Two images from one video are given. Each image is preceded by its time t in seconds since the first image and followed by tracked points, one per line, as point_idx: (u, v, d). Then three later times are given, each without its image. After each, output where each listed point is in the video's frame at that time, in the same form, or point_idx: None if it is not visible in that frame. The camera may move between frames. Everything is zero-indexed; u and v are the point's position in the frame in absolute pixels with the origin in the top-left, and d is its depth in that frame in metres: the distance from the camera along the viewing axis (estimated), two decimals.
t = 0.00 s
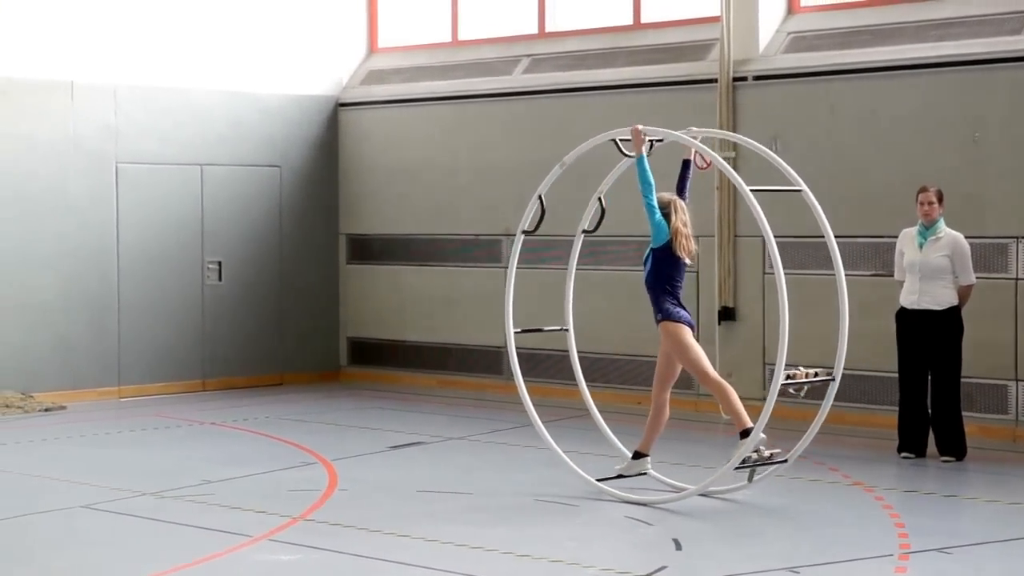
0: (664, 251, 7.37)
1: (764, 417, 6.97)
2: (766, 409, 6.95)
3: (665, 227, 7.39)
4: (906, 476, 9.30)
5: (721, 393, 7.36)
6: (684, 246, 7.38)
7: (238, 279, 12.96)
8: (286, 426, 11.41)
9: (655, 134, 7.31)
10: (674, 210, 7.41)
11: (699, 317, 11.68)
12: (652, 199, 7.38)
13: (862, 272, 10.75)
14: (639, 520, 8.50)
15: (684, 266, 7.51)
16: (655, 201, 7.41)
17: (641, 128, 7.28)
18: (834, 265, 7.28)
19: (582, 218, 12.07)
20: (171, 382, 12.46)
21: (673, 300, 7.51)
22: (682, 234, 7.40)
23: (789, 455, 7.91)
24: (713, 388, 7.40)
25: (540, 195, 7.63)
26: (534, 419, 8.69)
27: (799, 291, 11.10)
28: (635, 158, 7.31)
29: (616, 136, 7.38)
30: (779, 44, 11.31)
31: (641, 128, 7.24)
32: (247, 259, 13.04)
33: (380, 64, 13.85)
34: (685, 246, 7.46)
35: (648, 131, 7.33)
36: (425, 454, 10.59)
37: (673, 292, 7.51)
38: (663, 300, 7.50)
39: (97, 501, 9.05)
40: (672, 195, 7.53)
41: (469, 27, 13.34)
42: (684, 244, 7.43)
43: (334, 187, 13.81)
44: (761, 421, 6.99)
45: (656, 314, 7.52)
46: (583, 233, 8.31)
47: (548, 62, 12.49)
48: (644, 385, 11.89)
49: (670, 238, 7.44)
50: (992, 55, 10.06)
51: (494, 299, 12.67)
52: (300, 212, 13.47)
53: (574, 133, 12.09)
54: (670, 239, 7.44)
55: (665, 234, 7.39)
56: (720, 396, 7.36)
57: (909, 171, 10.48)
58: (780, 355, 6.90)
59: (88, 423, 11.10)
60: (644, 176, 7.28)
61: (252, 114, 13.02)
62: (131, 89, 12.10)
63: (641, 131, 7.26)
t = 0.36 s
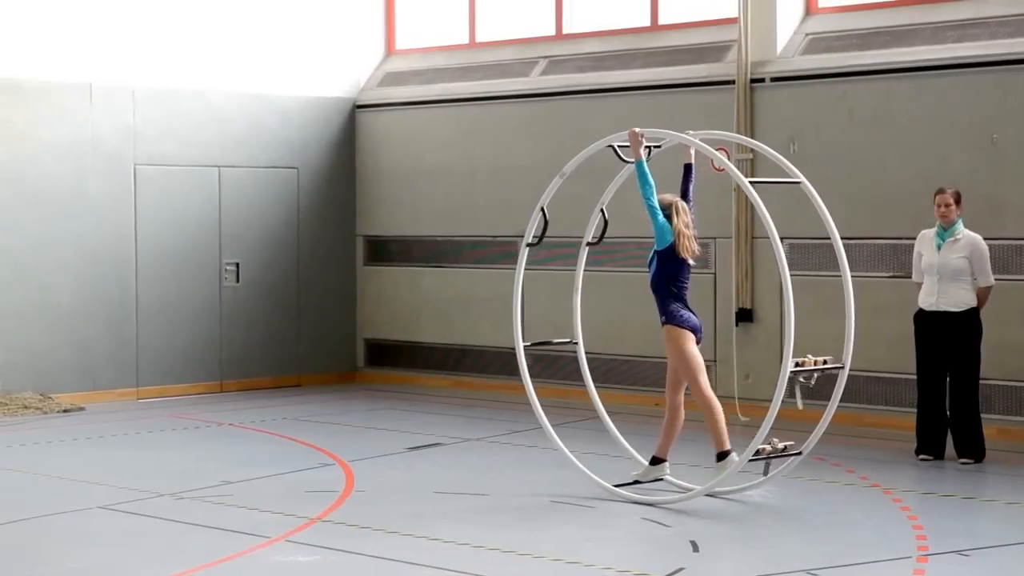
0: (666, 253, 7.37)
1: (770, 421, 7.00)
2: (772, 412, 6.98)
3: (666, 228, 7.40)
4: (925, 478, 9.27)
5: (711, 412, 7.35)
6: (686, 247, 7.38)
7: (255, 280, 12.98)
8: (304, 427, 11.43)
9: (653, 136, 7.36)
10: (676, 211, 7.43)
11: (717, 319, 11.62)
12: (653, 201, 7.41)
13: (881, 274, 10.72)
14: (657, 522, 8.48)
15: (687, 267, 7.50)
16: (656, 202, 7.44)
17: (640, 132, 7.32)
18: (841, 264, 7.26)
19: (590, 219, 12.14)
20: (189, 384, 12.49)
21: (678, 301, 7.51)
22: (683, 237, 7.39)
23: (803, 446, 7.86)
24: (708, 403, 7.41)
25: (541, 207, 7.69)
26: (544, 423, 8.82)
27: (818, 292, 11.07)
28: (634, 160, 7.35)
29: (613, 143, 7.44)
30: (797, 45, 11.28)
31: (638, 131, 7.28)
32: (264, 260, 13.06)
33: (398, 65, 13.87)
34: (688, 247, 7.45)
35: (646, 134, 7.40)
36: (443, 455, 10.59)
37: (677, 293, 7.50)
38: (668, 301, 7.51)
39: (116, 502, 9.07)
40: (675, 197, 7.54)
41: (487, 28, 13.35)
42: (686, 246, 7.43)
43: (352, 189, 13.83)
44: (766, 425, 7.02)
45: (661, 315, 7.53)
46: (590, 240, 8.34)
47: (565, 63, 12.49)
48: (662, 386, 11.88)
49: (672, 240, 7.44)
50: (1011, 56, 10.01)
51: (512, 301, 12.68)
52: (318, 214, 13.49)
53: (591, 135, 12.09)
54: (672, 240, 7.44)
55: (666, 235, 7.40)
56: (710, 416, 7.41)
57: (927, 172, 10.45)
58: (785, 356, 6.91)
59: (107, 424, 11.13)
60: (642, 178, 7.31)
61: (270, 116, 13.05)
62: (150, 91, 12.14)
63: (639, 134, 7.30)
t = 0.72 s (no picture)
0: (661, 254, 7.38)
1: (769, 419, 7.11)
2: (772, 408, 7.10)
3: (662, 231, 7.41)
4: (936, 479, 9.26)
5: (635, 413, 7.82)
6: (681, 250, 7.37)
7: (265, 280, 13.00)
8: (314, 427, 11.44)
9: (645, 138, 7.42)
10: (672, 215, 7.46)
11: (727, 320, 11.60)
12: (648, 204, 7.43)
13: (891, 274, 10.71)
14: (666, 522, 8.47)
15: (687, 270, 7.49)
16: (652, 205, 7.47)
17: (632, 134, 7.41)
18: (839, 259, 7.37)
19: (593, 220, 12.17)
20: (199, 384, 12.50)
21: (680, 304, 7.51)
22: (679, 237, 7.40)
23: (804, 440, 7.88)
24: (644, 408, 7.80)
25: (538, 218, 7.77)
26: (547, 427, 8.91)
27: (829, 293, 11.04)
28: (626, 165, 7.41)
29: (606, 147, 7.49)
30: (807, 45, 11.27)
31: (629, 134, 7.34)
32: (274, 261, 13.07)
33: (408, 65, 13.88)
34: (685, 250, 7.45)
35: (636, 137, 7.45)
36: (453, 455, 10.60)
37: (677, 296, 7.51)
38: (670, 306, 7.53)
39: (127, 502, 9.08)
40: (673, 200, 7.56)
41: (497, 29, 13.35)
42: (683, 249, 7.43)
43: (362, 189, 13.84)
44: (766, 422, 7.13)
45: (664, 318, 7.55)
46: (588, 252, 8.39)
47: (575, 64, 12.50)
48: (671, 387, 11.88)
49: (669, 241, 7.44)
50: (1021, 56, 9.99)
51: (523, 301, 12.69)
52: (328, 214, 13.50)
53: (602, 135, 12.09)
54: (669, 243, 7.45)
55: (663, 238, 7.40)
56: (632, 405, 7.97)
57: (937, 172, 10.43)
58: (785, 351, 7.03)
59: (118, 424, 11.14)
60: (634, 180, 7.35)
61: (281, 116, 13.06)
62: (160, 92, 12.16)
63: (631, 137, 7.35)
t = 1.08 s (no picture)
0: (657, 254, 7.37)
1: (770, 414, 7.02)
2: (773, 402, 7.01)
3: (660, 231, 7.39)
4: (948, 480, 9.24)
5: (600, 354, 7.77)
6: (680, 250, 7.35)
7: (276, 281, 13.01)
8: (325, 427, 11.45)
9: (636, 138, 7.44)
10: (670, 215, 7.45)
11: (738, 320, 11.58)
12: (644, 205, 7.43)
13: (903, 275, 10.69)
14: (677, 522, 8.46)
15: (687, 269, 7.44)
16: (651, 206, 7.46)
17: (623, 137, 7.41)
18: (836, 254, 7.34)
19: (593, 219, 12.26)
20: (210, 384, 12.51)
21: (680, 304, 7.48)
22: (678, 237, 7.38)
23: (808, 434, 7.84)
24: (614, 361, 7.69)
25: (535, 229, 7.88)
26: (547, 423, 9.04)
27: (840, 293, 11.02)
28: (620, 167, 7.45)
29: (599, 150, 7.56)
30: (818, 45, 11.26)
31: (621, 137, 7.37)
32: (285, 261, 13.08)
33: (419, 66, 13.89)
34: (685, 249, 7.42)
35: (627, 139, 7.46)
36: (464, 455, 10.61)
37: (677, 295, 7.49)
38: (670, 305, 7.52)
39: (138, 502, 9.09)
40: (674, 200, 7.54)
41: (507, 29, 13.36)
42: (682, 248, 7.40)
43: (372, 189, 13.85)
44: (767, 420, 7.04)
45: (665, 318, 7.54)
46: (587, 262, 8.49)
47: (585, 64, 12.49)
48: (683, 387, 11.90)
49: (668, 241, 7.42)
50: None
51: (534, 302, 12.70)
52: (338, 214, 13.50)
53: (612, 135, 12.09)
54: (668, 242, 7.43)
55: (660, 238, 7.39)
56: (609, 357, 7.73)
57: (948, 173, 10.41)
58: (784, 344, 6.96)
59: (129, 424, 11.15)
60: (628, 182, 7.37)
61: (292, 117, 13.08)
62: (171, 93, 12.18)
63: (623, 140, 7.39)
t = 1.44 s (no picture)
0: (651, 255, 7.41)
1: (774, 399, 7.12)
2: (775, 384, 7.11)
3: (654, 230, 7.43)
4: (959, 480, 9.23)
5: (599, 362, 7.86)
6: (675, 251, 7.37)
7: (288, 281, 13.03)
8: (336, 427, 11.46)
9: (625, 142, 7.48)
10: (668, 213, 7.42)
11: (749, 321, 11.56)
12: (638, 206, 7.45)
13: (913, 275, 10.67)
14: (688, 523, 8.45)
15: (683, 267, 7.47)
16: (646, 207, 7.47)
17: (610, 143, 7.46)
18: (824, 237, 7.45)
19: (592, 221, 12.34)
20: (221, 385, 12.53)
21: (677, 302, 7.50)
22: (673, 238, 7.40)
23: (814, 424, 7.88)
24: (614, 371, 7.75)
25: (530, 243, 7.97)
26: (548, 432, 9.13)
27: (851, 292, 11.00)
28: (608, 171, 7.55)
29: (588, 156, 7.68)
30: (829, 45, 11.25)
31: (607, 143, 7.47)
32: (295, 261, 13.09)
33: (430, 66, 13.89)
34: (681, 249, 7.42)
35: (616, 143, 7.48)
36: (475, 455, 10.61)
37: (674, 293, 7.51)
38: (667, 304, 7.54)
39: (149, 501, 9.10)
40: (672, 198, 7.51)
41: (517, 29, 13.36)
42: (678, 248, 7.40)
43: (383, 189, 13.86)
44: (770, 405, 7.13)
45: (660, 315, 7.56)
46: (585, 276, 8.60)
47: (596, 64, 12.49)
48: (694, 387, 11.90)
49: (664, 241, 7.44)
50: None
51: (544, 302, 12.69)
52: (349, 214, 13.51)
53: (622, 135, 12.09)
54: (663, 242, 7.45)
55: (654, 237, 7.42)
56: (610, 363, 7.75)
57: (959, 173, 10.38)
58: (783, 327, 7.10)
59: (140, 425, 11.16)
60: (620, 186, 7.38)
61: (304, 118, 13.10)
62: (183, 94, 12.20)
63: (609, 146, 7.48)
